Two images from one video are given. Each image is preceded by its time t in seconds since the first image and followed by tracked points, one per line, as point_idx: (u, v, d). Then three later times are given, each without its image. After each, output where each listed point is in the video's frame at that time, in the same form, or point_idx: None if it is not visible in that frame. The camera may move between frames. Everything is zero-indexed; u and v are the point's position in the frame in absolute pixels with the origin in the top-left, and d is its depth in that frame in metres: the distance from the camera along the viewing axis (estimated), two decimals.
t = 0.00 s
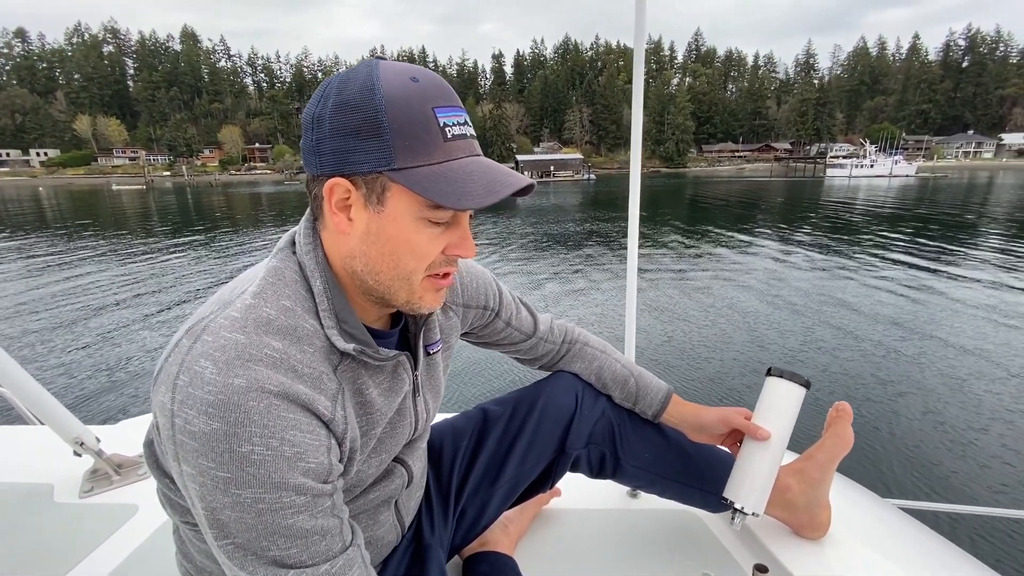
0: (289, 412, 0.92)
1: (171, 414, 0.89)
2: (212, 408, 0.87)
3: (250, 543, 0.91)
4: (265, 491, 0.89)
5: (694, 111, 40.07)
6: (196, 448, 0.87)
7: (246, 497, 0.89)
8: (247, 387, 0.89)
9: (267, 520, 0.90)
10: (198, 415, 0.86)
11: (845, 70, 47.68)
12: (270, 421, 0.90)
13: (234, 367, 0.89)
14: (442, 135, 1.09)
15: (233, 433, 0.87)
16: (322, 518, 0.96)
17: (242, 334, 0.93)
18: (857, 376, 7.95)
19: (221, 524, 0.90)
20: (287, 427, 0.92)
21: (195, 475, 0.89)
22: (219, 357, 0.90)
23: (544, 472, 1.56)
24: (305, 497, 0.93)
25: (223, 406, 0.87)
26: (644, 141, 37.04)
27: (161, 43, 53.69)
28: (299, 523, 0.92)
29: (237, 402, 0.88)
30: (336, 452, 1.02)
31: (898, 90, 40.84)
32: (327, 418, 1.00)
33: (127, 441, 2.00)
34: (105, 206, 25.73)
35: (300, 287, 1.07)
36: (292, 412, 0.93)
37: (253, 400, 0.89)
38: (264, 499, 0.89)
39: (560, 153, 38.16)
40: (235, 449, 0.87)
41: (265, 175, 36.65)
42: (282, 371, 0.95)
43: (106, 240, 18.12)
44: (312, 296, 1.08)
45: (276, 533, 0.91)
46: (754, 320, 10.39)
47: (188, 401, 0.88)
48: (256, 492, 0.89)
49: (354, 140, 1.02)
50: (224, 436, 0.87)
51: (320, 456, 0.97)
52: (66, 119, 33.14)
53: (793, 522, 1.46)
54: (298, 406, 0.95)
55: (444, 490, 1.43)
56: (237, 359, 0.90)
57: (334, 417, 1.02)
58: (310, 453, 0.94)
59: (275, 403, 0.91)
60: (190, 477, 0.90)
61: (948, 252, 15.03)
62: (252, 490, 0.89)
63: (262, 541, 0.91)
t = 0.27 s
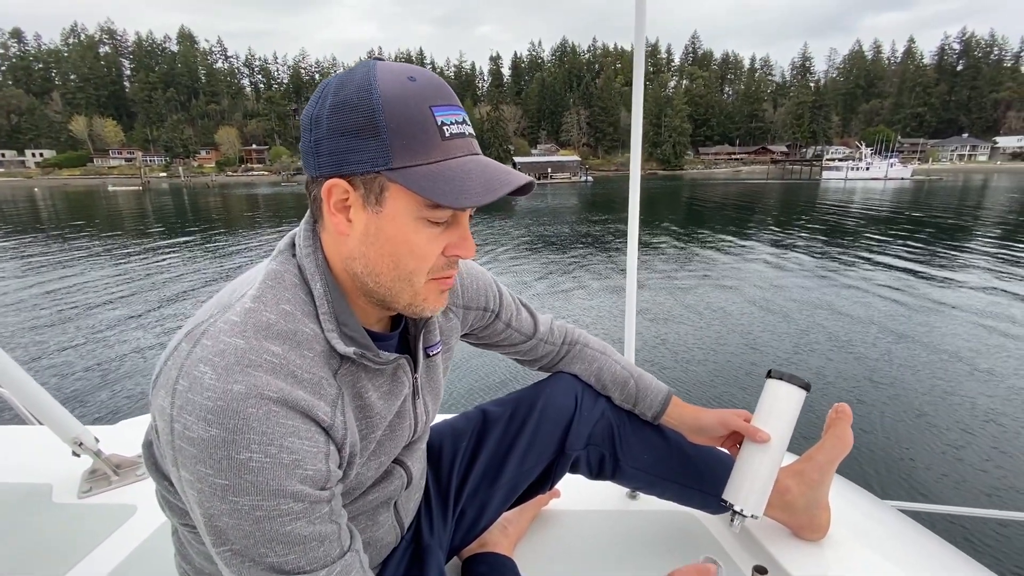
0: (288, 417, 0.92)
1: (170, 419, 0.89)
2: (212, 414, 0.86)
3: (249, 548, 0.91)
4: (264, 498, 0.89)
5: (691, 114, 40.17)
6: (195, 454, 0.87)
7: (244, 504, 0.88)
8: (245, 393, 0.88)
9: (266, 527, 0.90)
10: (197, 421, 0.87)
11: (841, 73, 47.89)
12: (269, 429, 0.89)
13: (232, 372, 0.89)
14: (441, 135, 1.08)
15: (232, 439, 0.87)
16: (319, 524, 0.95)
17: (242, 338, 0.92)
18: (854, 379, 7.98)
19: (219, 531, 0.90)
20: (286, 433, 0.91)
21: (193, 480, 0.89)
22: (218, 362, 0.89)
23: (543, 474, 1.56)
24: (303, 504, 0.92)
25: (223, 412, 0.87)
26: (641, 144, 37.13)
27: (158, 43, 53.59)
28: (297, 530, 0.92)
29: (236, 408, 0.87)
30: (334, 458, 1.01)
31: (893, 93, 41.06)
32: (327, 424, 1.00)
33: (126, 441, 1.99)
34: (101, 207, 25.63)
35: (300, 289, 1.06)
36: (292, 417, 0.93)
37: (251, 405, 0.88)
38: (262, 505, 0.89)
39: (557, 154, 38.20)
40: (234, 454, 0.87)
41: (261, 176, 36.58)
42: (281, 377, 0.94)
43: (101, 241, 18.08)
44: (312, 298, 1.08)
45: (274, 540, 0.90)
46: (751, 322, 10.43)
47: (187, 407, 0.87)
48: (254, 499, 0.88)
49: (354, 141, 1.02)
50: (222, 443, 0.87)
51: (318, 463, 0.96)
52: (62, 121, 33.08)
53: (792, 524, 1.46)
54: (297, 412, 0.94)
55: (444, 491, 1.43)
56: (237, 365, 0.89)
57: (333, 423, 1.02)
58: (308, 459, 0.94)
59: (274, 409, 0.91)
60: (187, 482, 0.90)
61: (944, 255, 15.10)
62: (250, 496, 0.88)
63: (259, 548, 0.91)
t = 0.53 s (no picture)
0: (284, 420, 0.92)
1: (166, 421, 0.88)
2: (207, 417, 0.86)
3: (244, 551, 0.90)
4: (259, 501, 0.89)
5: (687, 116, 40.29)
6: (191, 456, 0.87)
7: (240, 507, 0.88)
8: (242, 397, 0.88)
9: (261, 531, 0.89)
10: (193, 423, 0.86)
11: (837, 75, 48.12)
12: (267, 432, 0.89)
13: (230, 374, 0.88)
14: (442, 139, 1.08)
15: (228, 443, 0.87)
16: (316, 527, 0.95)
17: (239, 340, 0.92)
18: (850, 380, 8.01)
19: (216, 533, 0.90)
20: (282, 435, 0.91)
21: (192, 484, 0.89)
22: (216, 365, 0.89)
23: (541, 476, 1.56)
24: (298, 507, 0.92)
25: (219, 415, 0.86)
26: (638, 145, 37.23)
27: (154, 44, 53.51)
28: (293, 533, 0.92)
29: (232, 410, 0.87)
30: (331, 462, 1.01)
31: (889, 95, 41.28)
32: (324, 426, 0.99)
33: (124, 441, 1.98)
34: (96, 208, 25.57)
35: (298, 291, 1.06)
36: (288, 420, 0.93)
37: (248, 408, 0.88)
38: (258, 508, 0.89)
39: (554, 155, 38.25)
40: (230, 458, 0.87)
41: (258, 178, 36.53)
42: (278, 380, 0.94)
43: (97, 241, 18.03)
44: (310, 300, 1.07)
45: (270, 543, 0.90)
46: (748, 324, 10.47)
47: (183, 408, 0.87)
48: (249, 502, 0.88)
49: (357, 143, 1.02)
50: (219, 446, 0.86)
51: (315, 466, 0.95)
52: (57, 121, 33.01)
53: (790, 526, 1.46)
54: (293, 415, 0.94)
55: (442, 492, 1.43)
56: (234, 367, 0.89)
57: (330, 426, 1.01)
58: (304, 462, 0.93)
59: (271, 412, 0.90)
60: (183, 484, 0.90)
61: (940, 257, 15.17)
62: (245, 499, 0.88)
63: (255, 552, 0.90)
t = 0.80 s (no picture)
0: (286, 420, 0.92)
1: (167, 419, 0.88)
2: (208, 415, 0.86)
3: (244, 550, 0.90)
4: (261, 500, 0.88)
5: (684, 117, 40.41)
6: (192, 456, 0.87)
7: (242, 505, 0.88)
8: (244, 396, 0.88)
9: (263, 529, 0.89)
10: (194, 423, 0.86)
11: (833, 78, 48.38)
12: (268, 430, 0.89)
13: (231, 373, 0.88)
14: (447, 143, 1.08)
15: (229, 442, 0.86)
16: (317, 526, 0.95)
17: (240, 340, 0.92)
18: (846, 381, 8.04)
19: (216, 532, 0.90)
20: (284, 435, 0.91)
21: (192, 483, 0.88)
22: (218, 364, 0.89)
23: (540, 476, 1.56)
24: (300, 507, 0.92)
25: (221, 413, 0.86)
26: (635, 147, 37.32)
27: (151, 44, 53.40)
28: (295, 531, 0.92)
29: (235, 409, 0.87)
30: (333, 460, 1.01)
31: (884, 97, 41.51)
32: (325, 425, 0.99)
33: (123, 441, 1.98)
34: (92, 208, 25.48)
35: (299, 292, 1.06)
36: (289, 419, 0.92)
37: (250, 408, 0.88)
38: (259, 508, 0.88)
39: (552, 157, 38.30)
40: (231, 457, 0.87)
41: (254, 179, 36.43)
42: (281, 380, 0.94)
43: (93, 242, 17.98)
44: (312, 301, 1.07)
45: (272, 542, 0.90)
46: (744, 325, 10.50)
47: (185, 408, 0.87)
48: (251, 500, 0.88)
49: (363, 148, 1.02)
50: (220, 446, 0.86)
51: (316, 465, 0.95)
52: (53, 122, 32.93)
53: (789, 527, 1.46)
54: (295, 414, 0.94)
55: (441, 492, 1.43)
56: (236, 367, 0.89)
57: (331, 425, 1.01)
58: (305, 462, 0.93)
59: (273, 412, 0.90)
60: (184, 483, 0.90)
61: (936, 258, 15.25)
62: (246, 498, 0.88)
63: (256, 550, 0.90)
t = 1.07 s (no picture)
0: (287, 420, 0.91)
1: (167, 419, 0.88)
2: (208, 417, 0.85)
3: (244, 552, 0.90)
4: (260, 502, 0.88)
5: (680, 118, 40.51)
6: (190, 457, 0.86)
7: (240, 507, 0.88)
8: (243, 397, 0.87)
9: (263, 532, 0.89)
10: (193, 424, 0.86)
11: (828, 79, 48.65)
12: (268, 431, 0.88)
13: (231, 375, 0.88)
14: (457, 150, 1.09)
15: (228, 444, 0.86)
16: (317, 527, 0.94)
17: (241, 341, 0.91)
18: (843, 381, 8.07)
19: (217, 533, 0.89)
20: (285, 435, 0.90)
21: (191, 483, 0.88)
22: (218, 364, 0.88)
23: (539, 478, 1.56)
24: (300, 508, 0.91)
25: (221, 414, 0.86)
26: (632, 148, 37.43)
27: (147, 45, 53.29)
28: (295, 534, 0.91)
29: (234, 411, 0.86)
30: (333, 461, 1.00)
31: (879, 99, 41.75)
32: (325, 426, 0.99)
33: (121, 440, 1.97)
34: (88, 209, 25.36)
35: (300, 293, 1.06)
36: (290, 420, 0.92)
37: (251, 408, 0.88)
38: (259, 509, 0.88)
39: (549, 157, 38.37)
40: (230, 459, 0.86)
41: (251, 179, 36.39)
42: (281, 381, 0.93)
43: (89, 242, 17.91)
44: (313, 302, 1.07)
45: (271, 543, 0.90)
46: (741, 325, 10.54)
47: (185, 408, 0.86)
48: (251, 502, 0.88)
49: (370, 151, 1.02)
50: (220, 446, 0.86)
51: (318, 466, 0.95)
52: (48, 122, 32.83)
53: (790, 530, 1.45)
54: (295, 415, 0.93)
55: (440, 493, 1.43)
56: (236, 367, 0.89)
57: (332, 426, 1.01)
58: (306, 462, 0.93)
59: (274, 413, 0.89)
60: (183, 484, 0.89)
61: (931, 259, 15.35)
62: (246, 499, 0.87)
63: (257, 551, 0.90)
